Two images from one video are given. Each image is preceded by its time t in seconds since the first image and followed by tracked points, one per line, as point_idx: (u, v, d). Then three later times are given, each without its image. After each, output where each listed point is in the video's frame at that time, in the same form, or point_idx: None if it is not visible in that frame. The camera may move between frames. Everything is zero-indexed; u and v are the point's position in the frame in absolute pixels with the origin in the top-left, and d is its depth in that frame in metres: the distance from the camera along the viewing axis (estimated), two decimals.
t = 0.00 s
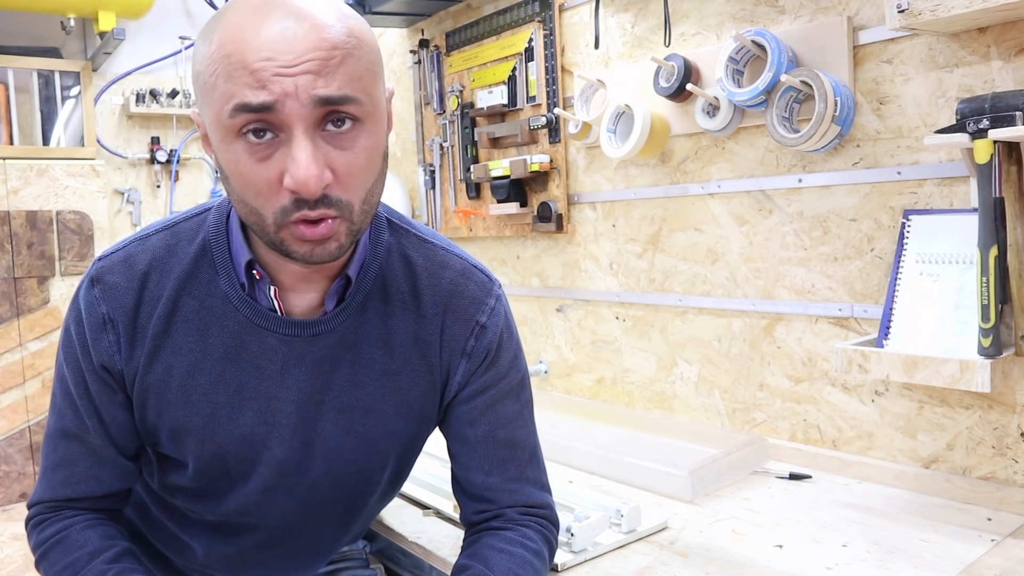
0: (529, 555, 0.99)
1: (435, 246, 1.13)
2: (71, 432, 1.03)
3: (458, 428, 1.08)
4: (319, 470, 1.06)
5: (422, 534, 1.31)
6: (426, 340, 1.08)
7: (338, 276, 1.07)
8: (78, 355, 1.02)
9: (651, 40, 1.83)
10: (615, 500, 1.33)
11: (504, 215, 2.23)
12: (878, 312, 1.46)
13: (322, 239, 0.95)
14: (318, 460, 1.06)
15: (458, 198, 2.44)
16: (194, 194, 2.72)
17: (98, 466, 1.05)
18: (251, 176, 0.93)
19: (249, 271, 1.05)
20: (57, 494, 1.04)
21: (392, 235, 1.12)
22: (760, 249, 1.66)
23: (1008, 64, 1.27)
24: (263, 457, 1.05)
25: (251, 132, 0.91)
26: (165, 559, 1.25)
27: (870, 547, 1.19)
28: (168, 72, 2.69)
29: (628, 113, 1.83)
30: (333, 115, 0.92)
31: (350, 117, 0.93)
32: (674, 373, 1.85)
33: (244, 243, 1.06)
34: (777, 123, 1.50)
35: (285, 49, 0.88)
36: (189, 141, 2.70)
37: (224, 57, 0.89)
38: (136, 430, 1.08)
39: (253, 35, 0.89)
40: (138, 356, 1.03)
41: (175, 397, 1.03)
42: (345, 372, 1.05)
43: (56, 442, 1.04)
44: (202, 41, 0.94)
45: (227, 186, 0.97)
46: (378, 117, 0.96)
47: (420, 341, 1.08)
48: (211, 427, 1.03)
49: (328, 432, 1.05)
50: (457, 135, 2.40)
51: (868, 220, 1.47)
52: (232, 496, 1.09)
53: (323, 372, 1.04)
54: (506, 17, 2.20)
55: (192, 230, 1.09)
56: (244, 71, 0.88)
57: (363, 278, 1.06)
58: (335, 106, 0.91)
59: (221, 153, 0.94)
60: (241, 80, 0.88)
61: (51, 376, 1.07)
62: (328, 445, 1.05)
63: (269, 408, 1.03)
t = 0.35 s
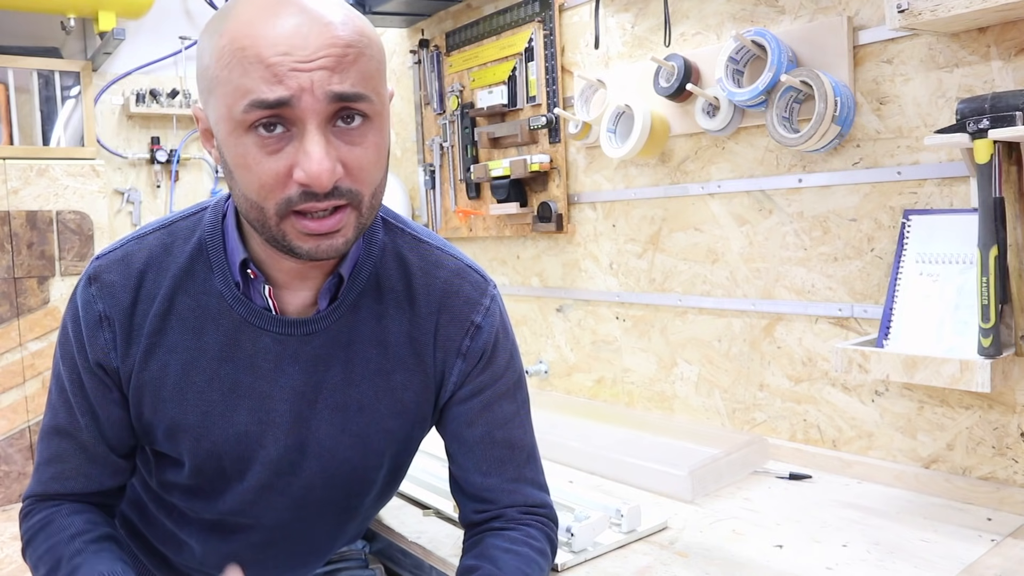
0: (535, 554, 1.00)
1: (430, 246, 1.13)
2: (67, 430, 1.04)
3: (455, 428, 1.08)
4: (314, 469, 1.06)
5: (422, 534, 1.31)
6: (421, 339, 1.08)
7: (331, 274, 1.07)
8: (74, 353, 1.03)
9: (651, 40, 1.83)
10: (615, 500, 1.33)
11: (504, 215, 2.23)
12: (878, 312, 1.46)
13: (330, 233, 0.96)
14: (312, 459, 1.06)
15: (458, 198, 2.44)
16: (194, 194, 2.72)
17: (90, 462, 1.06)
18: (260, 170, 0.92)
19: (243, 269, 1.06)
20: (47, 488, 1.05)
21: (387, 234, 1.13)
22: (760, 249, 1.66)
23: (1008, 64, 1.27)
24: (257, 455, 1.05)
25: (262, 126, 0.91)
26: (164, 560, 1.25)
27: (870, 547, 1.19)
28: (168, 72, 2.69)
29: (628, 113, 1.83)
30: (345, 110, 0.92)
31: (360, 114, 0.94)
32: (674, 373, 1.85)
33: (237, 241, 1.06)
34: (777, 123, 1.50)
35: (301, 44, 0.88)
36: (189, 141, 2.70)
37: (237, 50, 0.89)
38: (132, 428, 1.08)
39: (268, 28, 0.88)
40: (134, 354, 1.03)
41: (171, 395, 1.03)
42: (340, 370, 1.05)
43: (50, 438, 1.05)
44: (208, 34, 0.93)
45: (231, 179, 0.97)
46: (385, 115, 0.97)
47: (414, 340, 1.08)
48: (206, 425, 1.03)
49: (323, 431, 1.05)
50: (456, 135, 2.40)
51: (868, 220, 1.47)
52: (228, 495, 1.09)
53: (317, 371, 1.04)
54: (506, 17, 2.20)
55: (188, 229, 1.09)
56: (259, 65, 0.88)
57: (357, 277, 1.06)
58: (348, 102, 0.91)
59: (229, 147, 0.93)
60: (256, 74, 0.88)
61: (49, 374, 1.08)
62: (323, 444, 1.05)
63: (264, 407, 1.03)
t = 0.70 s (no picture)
0: (546, 554, 1.00)
1: (430, 243, 1.13)
2: (66, 423, 1.05)
3: (455, 425, 1.08)
4: (313, 462, 1.06)
5: (423, 534, 1.31)
6: (420, 334, 1.08)
7: (332, 266, 1.07)
8: (76, 345, 1.04)
9: (651, 41, 1.83)
10: (615, 500, 1.33)
11: (504, 215, 2.23)
12: (878, 312, 1.46)
13: (344, 221, 0.95)
14: (311, 452, 1.06)
15: (458, 197, 2.44)
16: (194, 194, 2.72)
17: (83, 454, 1.06)
18: (276, 159, 0.92)
19: (244, 261, 1.06)
20: (38, 479, 1.05)
21: (387, 229, 1.13)
22: (760, 249, 1.66)
23: (1009, 64, 1.27)
24: (257, 449, 1.05)
25: (278, 115, 0.91)
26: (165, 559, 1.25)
27: (870, 547, 1.19)
28: (168, 72, 2.69)
29: (628, 112, 1.83)
30: (359, 101, 0.93)
31: (373, 105, 0.95)
32: (674, 373, 1.85)
33: (239, 233, 1.07)
34: (777, 123, 1.50)
35: (318, 34, 0.89)
36: (189, 141, 2.70)
37: (253, 40, 0.90)
38: (133, 420, 1.09)
39: (284, 19, 0.90)
40: (134, 345, 1.04)
41: (172, 388, 1.04)
42: (339, 364, 1.05)
43: (48, 431, 1.06)
44: (220, 28, 0.94)
45: (242, 171, 0.96)
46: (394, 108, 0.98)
47: (413, 335, 1.08)
48: (207, 417, 1.03)
49: (322, 425, 1.05)
50: (457, 135, 2.40)
51: (868, 220, 1.47)
52: (228, 490, 1.09)
53: (317, 365, 1.04)
54: (506, 17, 2.20)
55: (190, 224, 1.10)
56: (277, 54, 0.89)
57: (357, 270, 1.06)
58: (363, 92, 0.92)
59: (242, 137, 0.93)
60: (274, 64, 0.89)
61: (53, 367, 1.09)
62: (322, 437, 1.05)
63: (264, 399, 1.03)
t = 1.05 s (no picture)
0: (545, 553, 1.00)
1: (435, 242, 1.13)
2: (68, 418, 1.05)
3: (457, 424, 1.08)
4: (316, 460, 1.07)
5: (423, 534, 1.31)
6: (424, 332, 1.08)
7: (339, 264, 1.06)
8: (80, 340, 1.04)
9: (651, 40, 1.83)
10: (615, 500, 1.33)
11: (504, 215, 2.23)
12: (878, 312, 1.46)
13: (353, 219, 0.95)
14: (314, 450, 1.06)
15: (458, 197, 2.44)
16: (194, 194, 2.72)
17: (85, 451, 1.06)
18: (289, 154, 0.92)
19: (251, 260, 1.06)
20: (41, 478, 1.06)
21: (393, 229, 1.13)
22: (760, 249, 1.66)
23: (1008, 64, 1.27)
24: (261, 446, 1.05)
25: (294, 111, 0.91)
26: (166, 558, 1.25)
27: (870, 547, 1.19)
28: (168, 72, 2.69)
29: (628, 112, 1.83)
30: (374, 99, 0.94)
31: (387, 104, 0.95)
32: (674, 373, 1.85)
33: (246, 231, 1.06)
34: (777, 123, 1.50)
35: (337, 32, 0.90)
36: (189, 141, 2.70)
37: (272, 36, 0.90)
38: (137, 417, 1.09)
39: (303, 17, 0.90)
40: (139, 342, 1.04)
41: (177, 385, 1.04)
42: (344, 362, 1.05)
43: (52, 427, 1.06)
44: (237, 22, 0.94)
45: (254, 166, 0.96)
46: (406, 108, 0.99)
47: (417, 333, 1.08)
48: (212, 414, 1.03)
49: (326, 422, 1.05)
50: (457, 135, 2.40)
51: (868, 220, 1.47)
52: (231, 487, 1.09)
53: (321, 363, 1.04)
54: (506, 17, 2.20)
55: (197, 221, 1.10)
56: (296, 51, 0.89)
57: (364, 270, 1.06)
58: (379, 91, 0.93)
59: (256, 132, 0.93)
60: (293, 60, 0.89)
61: (57, 363, 1.09)
62: (326, 434, 1.05)
63: (269, 397, 1.03)
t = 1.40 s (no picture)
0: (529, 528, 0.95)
1: (425, 249, 1.14)
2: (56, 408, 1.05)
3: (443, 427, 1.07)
4: (304, 463, 1.06)
5: (423, 534, 1.31)
6: (413, 338, 1.08)
7: (330, 270, 1.06)
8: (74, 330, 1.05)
9: (651, 40, 1.83)
10: (615, 500, 1.33)
11: (504, 215, 2.23)
12: (878, 312, 1.46)
13: (360, 223, 0.95)
14: (302, 453, 1.05)
15: (458, 197, 2.44)
16: (193, 194, 2.72)
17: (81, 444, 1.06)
18: (298, 158, 0.92)
19: (242, 263, 1.05)
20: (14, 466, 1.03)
21: (384, 237, 1.14)
22: (760, 249, 1.66)
23: (1009, 64, 1.27)
24: (248, 449, 1.04)
25: (305, 114, 0.92)
26: (162, 556, 1.24)
27: (870, 547, 1.19)
28: (168, 72, 2.69)
29: (628, 112, 1.83)
30: (383, 105, 0.95)
31: (394, 111, 0.97)
32: (674, 373, 1.85)
33: (239, 235, 1.07)
34: (777, 123, 1.50)
35: (351, 38, 0.91)
36: (189, 141, 2.70)
37: (284, 40, 0.91)
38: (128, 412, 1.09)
39: (316, 22, 0.91)
40: (130, 338, 1.05)
41: (167, 383, 1.04)
42: (332, 367, 1.05)
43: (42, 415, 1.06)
44: (243, 27, 0.94)
45: (258, 170, 0.95)
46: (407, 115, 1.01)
47: (406, 339, 1.08)
48: (201, 414, 1.03)
49: (315, 426, 1.05)
50: (457, 135, 2.40)
51: (868, 220, 1.47)
52: (219, 490, 1.08)
53: (310, 366, 1.04)
54: (506, 17, 2.20)
55: (191, 221, 1.11)
56: (308, 54, 0.90)
57: (355, 275, 1.06)
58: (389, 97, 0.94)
59: (264, 135, 0.93)
60: (305, 63, 0.90)
61: (50, 356, 1.10)
62: (314, 438, 1.05)
63: (257, 399, 1.03)
